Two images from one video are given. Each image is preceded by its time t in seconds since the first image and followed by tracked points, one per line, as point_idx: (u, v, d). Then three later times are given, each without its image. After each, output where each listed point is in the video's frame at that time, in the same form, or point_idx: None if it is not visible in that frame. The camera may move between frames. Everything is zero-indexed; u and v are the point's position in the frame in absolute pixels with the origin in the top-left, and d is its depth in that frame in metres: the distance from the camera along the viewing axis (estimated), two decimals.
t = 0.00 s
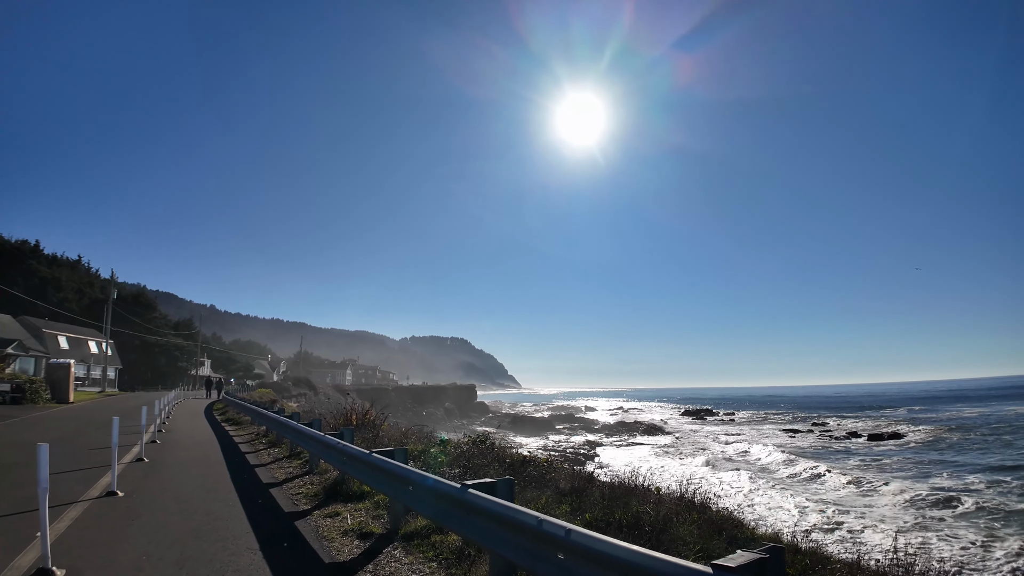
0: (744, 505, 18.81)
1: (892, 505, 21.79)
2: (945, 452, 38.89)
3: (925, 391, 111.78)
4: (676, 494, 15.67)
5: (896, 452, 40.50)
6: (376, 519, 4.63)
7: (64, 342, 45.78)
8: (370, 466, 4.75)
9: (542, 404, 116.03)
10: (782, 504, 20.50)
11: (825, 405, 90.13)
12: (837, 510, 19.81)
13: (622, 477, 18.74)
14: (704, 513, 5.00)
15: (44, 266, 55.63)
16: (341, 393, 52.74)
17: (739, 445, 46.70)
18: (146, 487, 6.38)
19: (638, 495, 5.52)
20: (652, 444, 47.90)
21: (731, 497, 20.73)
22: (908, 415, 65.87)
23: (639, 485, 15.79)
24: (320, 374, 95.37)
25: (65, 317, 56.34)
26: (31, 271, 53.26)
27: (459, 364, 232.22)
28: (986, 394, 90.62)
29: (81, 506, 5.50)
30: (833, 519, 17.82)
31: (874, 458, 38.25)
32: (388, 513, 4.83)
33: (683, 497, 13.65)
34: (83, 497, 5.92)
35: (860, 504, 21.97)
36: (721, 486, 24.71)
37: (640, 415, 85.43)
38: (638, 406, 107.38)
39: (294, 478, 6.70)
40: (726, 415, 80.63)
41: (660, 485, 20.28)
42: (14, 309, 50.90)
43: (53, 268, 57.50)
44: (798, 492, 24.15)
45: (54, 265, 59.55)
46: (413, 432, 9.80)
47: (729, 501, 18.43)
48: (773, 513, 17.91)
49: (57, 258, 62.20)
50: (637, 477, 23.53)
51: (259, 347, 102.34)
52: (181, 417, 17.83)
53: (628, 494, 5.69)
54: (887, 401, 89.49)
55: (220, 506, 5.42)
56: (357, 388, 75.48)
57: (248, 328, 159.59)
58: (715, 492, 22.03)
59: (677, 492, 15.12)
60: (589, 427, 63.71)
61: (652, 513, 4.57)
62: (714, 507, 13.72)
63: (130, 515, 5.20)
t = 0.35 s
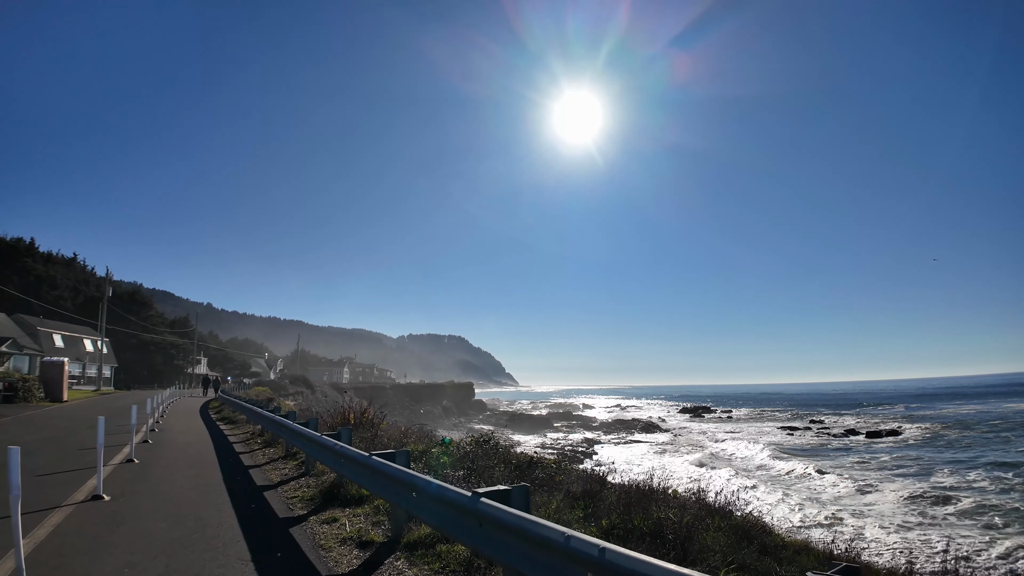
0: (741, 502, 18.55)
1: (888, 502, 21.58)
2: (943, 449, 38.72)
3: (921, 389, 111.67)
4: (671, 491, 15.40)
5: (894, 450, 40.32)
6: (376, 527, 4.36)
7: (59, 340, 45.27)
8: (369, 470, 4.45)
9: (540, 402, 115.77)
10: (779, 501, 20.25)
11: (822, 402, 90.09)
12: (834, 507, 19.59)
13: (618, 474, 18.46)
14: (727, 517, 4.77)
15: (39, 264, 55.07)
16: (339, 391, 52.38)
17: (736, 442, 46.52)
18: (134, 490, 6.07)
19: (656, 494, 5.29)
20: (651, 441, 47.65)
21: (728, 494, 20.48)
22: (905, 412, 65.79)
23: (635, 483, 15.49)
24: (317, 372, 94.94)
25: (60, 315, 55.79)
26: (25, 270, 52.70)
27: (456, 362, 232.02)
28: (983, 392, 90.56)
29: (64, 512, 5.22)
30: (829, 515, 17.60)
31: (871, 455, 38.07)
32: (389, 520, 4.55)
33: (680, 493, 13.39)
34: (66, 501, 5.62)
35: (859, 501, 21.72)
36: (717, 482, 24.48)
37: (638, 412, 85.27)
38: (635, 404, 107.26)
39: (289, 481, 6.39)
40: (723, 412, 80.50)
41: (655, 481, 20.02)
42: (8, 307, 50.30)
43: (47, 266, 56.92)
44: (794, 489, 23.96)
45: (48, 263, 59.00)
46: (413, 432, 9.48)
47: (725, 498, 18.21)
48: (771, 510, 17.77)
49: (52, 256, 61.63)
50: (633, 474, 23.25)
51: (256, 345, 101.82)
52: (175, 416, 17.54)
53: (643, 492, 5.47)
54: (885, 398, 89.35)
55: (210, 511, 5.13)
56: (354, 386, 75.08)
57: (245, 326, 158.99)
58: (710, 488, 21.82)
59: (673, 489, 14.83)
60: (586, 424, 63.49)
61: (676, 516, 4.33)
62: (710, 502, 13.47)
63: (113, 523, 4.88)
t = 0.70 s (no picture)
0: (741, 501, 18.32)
1: (893, 503, 21.34)
2: (946, 450, 38.47)
3: (921, 389, 111.33)
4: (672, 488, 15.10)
5: (897, 450, 40.06)
6: (388, 538, 4.08)
7: (58, 339, 44.98)
8: (379, 476, 4.18)
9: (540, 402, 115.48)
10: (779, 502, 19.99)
11: (823, 402, 89.90)
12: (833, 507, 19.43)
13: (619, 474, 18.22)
14: (764, 526, 4.50)
15: (39, 263, 54.79)
16: (339, 390, 52.12)
17: (737, 442, 46.26)
18: (131, 496, 5.78)
19: (685, 499, 5.05)
20: (652, 441, 47.39)
21: (728, 494, 20.20)
22: (906, 413, 65.59)
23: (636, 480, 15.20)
24: (317, 372, 94.70)
25: (60, 314, 55.50)
26: (25, 268, 52.39)
27: (457, 361, 231.89)
28: (981, 392, 90.41)
29: (57, 520, 4.94)
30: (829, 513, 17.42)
31: (874, 456, 37.80)
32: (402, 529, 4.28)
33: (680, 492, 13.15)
34: (60, 507, 5.35)
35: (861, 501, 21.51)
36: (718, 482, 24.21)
37: (638, 412, 84.99)
38: (635, 404, 107.04)
39: (294, 485, 6.09)
40: (724, 412, 80.23)
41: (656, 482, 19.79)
42: (7, 306, 49.97)
43: (47, 264, 56.62)
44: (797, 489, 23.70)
45: (48, 261, 58.72)
46: (420, 433, 9.17)
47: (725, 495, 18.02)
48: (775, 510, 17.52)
49: (52, 255, 61.36)
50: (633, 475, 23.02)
51: (256, 344, 101.60)
52: (176, 416, 17.28)
53: (669, 495, 5.19)
54: (885, 399, 89.10)
55: (209, 521, 4.84)
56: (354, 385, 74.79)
57: (245, 326, 158.73)
58: (709, 489, 21.61)
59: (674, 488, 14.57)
60: (587, 424, 63.22)
61: (716, 524, 4.09)
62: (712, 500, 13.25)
63: (106, 533, 4.60)
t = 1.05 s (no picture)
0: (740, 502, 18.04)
1: (895, 503, 21.13)
2: (948, 450, 38.21)
3: (922, 391, 111.00)
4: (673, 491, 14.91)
5: (898, 451, 39.81)
6: (402, 551, 3.83)
7: (58, 339, 44.72)
8: (392, 485, 3.92)
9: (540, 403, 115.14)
10: (779, 504, 19.68)
11: (825, 403, 89.56)
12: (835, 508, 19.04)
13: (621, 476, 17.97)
14: (800, 535, 4.26)
15: (39, 263, 54.55)
16: (339, 391, 51.82)
17: (738, 443, 46.03)
18: (129, 503, 5.50)
19: (716, 507, 4.77)
20: (653, 443, 47.12)
21: (726, 494, 19.95)
22: (907, 414, 65.27)
23: (633, 479, 15.00)
24: (318, 372, 94.51)
25: (60, 314, 55.29)
26: (25, 268, 52.14)
27: (457, 361, 231.72)
28: (981, 393, 90.35)
29: (50, 529, 4.69)
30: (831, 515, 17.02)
31: (875, 457, 37.54)
32: (417, 540, 4.03)
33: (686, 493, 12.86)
34: (55, 515, 5.09)
35: (863, 502, 21.26)
36: (717, 485, 23.77)
37: (639, 413, 84.68)
38: (635, 404, 106.75)
39: (299, 492, 5.81)
40: (725, 413, 79.95)
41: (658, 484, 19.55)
42: (7, 305, 49.72)
43: (47, 264, 56.37)
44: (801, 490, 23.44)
45: (49, 262, 58.54)
46: (427, 436, 8.89)
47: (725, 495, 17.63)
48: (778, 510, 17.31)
49: (53, 255, 61.17)
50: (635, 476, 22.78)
51: (256, 345, 101.44)
52: (175, 417, 17.04)
53: (697, 503, 4.92)
54: (886, 400, 88.79)
55: (211, 530, 4.59)
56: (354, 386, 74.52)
57: (246, 326, 158.71)
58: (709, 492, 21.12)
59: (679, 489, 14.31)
60: (588, 425, 62.98)
61: (753, 533, 3.89)
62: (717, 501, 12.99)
63: (101, 543, 4.34)
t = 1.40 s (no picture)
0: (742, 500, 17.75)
1: (900, 501, 20.83)
2: (951, 448, 37.94)
3: (923, 388, 110.42)
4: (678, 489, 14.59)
5: (901, 448, 39.52)
6: (405, 558, 3.56)
7: (56, 338, 44.41)
8: (395, 488, 3.64)
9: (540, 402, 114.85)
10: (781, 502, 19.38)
11: (825, 401, 89.14)
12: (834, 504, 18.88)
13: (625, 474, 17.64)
14: (831, 539, 4.02)
15: (37, 262, 54.23)
16: (339, 389, 51.51)
17: (739, 441, 45.71)
18: (116, 506, 5.23)
19: (738, 510, 4.51)
20: (653, 441, 46.81)
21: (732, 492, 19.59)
22: (909, 411, 64.94)
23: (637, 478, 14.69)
24: (317, 372, 94.18)
25: (58, 313, 54.97)
26: (23, 267, 51.81)
27: (457, 360, 231.42)
28: (981, 391, 90.15)
29: (30, 534, 4.42)
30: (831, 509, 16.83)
31: (878, 454, 37.24)
32: (421, 547, 3.76)
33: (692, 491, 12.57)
34: (38, 519, 4.83)
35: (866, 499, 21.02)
36: (717, 482, 23.53)
37: (640, 411, 84.34)
38: (636, 403, 106.39)
39: (296, 494, 5.53)
40: (725, 411, 79.64)
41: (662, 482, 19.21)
42: (5, 305, 49.44)
43: (45, 263, 56.02)
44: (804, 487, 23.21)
45: (47, 261, 58.18)
46: (427, 434, 8.61)
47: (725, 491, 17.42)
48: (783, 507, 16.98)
49: (51, 254, 60.83)
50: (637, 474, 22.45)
51: (256, 344, 101.09)
52: (173, 416, 16.79)
53: (717, 505, 4.67)
54: (887, 397, 88.51)
55: (202, 535, 4.32)
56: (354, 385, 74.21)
57: (245, 325, 158.24)
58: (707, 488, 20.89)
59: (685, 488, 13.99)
60: (589, 423, 62.70)
61: (780, 537, 3.68)
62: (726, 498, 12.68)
63: (84, 549, 4.08)
